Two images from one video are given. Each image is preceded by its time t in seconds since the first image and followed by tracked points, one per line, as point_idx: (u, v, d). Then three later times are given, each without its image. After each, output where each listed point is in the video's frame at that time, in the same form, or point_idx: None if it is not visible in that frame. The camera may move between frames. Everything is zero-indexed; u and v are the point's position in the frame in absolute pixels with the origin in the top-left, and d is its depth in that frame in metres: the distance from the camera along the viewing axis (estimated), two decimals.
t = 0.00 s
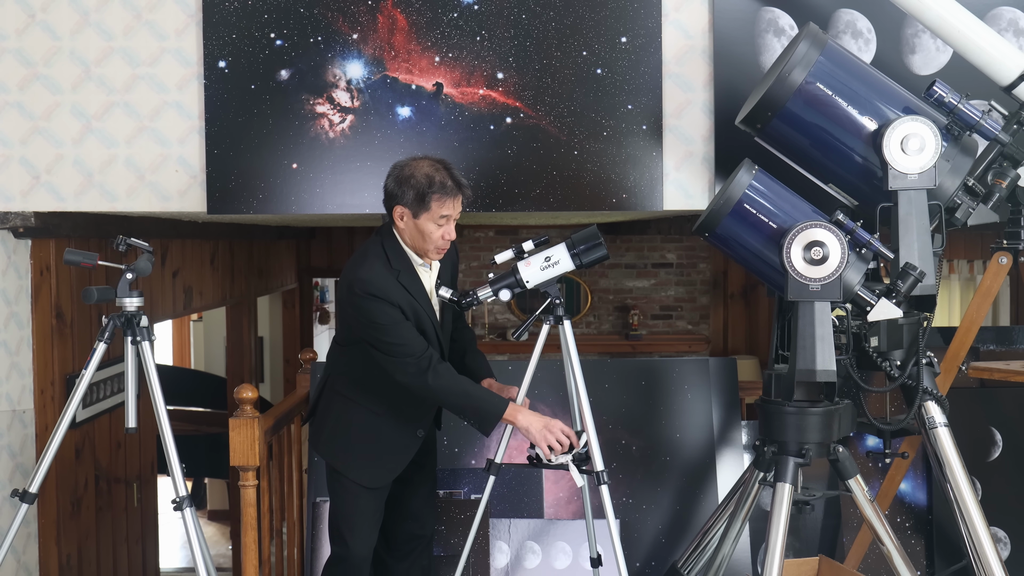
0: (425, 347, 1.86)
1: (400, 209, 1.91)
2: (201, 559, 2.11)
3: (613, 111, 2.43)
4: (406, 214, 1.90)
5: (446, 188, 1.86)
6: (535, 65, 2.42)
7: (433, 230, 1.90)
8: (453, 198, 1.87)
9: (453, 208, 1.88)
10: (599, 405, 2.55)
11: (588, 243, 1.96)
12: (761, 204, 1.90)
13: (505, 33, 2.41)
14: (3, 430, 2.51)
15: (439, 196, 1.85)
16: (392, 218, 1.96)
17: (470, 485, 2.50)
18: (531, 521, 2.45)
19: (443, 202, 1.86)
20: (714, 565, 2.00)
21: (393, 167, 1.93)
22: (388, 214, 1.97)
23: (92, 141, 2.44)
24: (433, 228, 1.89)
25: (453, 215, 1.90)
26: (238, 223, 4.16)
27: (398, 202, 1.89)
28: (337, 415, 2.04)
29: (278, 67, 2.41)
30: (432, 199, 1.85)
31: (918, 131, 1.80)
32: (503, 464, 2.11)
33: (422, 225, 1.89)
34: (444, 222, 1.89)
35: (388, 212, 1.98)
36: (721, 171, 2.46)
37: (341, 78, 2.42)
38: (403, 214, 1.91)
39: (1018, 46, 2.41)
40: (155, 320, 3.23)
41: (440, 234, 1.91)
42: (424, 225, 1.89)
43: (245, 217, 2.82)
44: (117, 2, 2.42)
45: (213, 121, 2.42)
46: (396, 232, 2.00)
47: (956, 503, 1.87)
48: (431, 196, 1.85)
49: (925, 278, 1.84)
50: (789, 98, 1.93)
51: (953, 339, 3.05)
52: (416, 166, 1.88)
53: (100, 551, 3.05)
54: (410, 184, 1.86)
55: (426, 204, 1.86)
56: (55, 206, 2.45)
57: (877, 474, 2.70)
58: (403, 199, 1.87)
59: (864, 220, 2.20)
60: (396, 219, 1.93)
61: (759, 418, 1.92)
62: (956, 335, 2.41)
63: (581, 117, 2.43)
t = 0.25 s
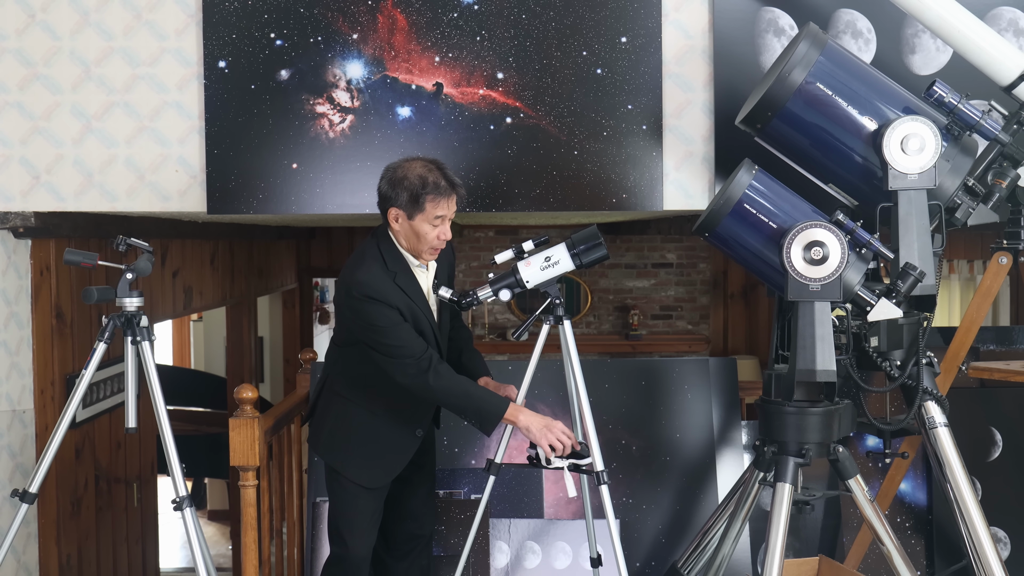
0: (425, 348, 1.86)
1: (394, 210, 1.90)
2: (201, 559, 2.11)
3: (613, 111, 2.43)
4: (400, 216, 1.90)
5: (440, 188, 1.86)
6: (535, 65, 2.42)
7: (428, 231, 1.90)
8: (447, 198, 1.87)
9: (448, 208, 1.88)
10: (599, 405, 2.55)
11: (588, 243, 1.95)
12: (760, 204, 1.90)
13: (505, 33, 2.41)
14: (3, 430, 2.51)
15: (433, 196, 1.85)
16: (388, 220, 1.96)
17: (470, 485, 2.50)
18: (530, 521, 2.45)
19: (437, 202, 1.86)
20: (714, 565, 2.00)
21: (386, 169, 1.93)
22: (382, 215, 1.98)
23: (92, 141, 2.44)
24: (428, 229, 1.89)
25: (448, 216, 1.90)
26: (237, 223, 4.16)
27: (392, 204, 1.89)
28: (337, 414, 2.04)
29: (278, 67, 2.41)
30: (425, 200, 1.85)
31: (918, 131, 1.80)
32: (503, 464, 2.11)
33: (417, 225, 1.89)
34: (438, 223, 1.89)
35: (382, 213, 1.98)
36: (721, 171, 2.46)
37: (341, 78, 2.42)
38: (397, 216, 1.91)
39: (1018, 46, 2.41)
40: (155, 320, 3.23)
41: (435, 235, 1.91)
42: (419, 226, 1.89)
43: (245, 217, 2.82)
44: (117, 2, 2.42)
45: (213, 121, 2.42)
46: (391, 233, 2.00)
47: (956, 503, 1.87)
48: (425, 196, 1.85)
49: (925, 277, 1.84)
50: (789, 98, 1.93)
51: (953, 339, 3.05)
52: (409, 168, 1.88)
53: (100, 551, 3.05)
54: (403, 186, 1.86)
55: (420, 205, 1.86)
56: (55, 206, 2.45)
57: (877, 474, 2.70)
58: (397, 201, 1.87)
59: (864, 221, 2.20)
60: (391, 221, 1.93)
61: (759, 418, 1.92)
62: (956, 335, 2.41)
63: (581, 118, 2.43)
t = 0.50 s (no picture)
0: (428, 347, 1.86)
1: (390, 213, 1.91)
2: (201, 559, 2.11)
3: (613, 111, 2.43)
4: (397, 218, 1.91)
5: (435, 189, 1.86)
6: (535, 65, 2.42)
7: (426, 231, 1.90)
8: (443, 198, 1.88)
9: (444, 208, 1.88)
10: (599, 405, 2.55)
11: (588, 243, 1.95)
12: (760, 204, 1.90)
13: (505, 33, 2.41)
14: (3, 430, 2.51)
15: (429, 198, 1.86)
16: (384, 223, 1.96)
17: (470, 485, 2.50)
18: (530, 521, 2.45)
19: (434, 203, 1.86)
20: (714, 565, 2.00)
21: (379, 173, 1.93)
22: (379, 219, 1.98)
23: (92, 141, 2.44)
24: (426, 230, 1.90)
25: (444, 215, 1.90)
26: (237, 223, 4.16)
27: (388, 207, 1.89)
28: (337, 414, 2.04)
29: (278, 67, 2.41)
30: (422, 201, 1.85)
31: (918, 131, 1.80)
32: (503, 464, 2.11)
33: (414, 227, 1.89)
34: (435, 223, 1.90)
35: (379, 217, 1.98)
36: (721, 171, 2.46)
37: (341, 78, 2.42)
38: (394, 219, 1.91)
39: (1018, 46, 2.40)
40: (155, 320, 3.23)
41: (433, 235, 1.91)
42: (416, 227, 1.90)
43: (245, 217, 2.82)
44: (117, 2, 2.42)
45: (213, 122, 2.42)
46: (389, 236, 2.00)
47: (956, 503, 1.87)
48: (421, 198, 1.85)
49: (925, 277, 1.84)
50: (789, 98, 1.93)
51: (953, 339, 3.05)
52: (403, 169, 1.88)
53: (100, 551, 3.05)
54: (399, 189, 1.86)
55: (416, 206, 1.87)
56: (55, 206, 2.45)
57: (877, 474, 2.70)
58: (393, 203, 1.87)
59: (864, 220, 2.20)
60: (388, 224, 1.93)
61: (759, 418, 1.92)
62: (956, 335, 2.41)
63: (581, 118, 2.43)
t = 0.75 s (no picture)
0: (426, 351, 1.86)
1: (390, 216, 1.91)
2: (201, 559, 2.11)
3: (613, 111, 2.43)
4: (396, 221, 1.91)
5: (435, 191, 1.86)
6: (535, 65, 2.42)
7: (426, 234, 1.90)
8: (443, 201, 1.88)
9: (444, 211, 1.89)
10: (598, 405, 2.55)
11: (588, 243, 1.95)
12: (760, 204, 1.90)
13: (505, 33, 2.41)
14: (3, 430, 2.51)
15: (429, 200, 1.86)
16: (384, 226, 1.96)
17: (470, 485, 2.50)
18: (531, 521, 2.45)
19: (434, 206, 1.87)
20: (714, 565, 2.00)
21: (379, 175, 1.93)
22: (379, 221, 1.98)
23: (92, 141, 2.44)
24: (425, 232, 1.90)
25: (444, 218, 1.90)
26: (237, 223, 4.16)
27: (388, 209, 1.89)
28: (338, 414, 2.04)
29: (278, 67, 2.41)
30: (421, 204, 1.86)
31: (918, 131, 1.80)
32: (503, 464, 2.11)
33: (414, 230, 1.90)
34: (435, 225, 1.90)
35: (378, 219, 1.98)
36: (721, 171, 2.46)
37: (341, 78, 2.42)
38: (394, 221, 1.92)
39: (1018, 46, 2.40)
40: (155, 320, 3.23)
41: (433, 237, 1.91)
42: (416, 230, 1.90)
43: (245, 217, 2.82)
44: (116, 2, 2.42)
45: (213, 122, 2.42)
46: (389, 238, 2.00)
47: (956, 503, 1.87)
48: (420, 201, 1.85)
49: (925, 277, 1.84)
50: (789, 98, 1.93)
51: (953, 339, 3.05)
52: (402, 172, 1.88)
53: (100, 551, 3.05)
54: (398, 191, 1.86)
55: (416, 209, 1.87)
56: (55, 206, 2.45)
57: (877, 474, 2.70)
58: (392, 206, 1.87)
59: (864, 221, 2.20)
60: (388, 227, 1.94)
61: (759, 418, 1.92)
62: (956, 335, 2.41)
63: (582, 117, 2.43)
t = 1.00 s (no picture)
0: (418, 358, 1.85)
1: (389, 215, 1.91)
2: (201, 559, 2.11)
3: (613, 111, 2.43)
4: (395, 220, 1.91)
5: (434, 192, 1.86)
6: (535, 65, 2.42)
7: (424, 234, 1.90)
8: (442, 202, 1.87)
9: (442, 212, 1.88)
10: (598, 405, 2.55)
11: (588, 243, 1.95)
12: (761, 204, 1.90)
13: (505, 33, 2.41)
14: (3, 430, 2.51)
15: (428, 201, 1.86)
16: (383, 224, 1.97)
17: (470, 485, 2.50)
18: (531, 521, 2.45)
19: (432, 206, 1.86)
20: (714, 565, 2.00)
21: (379, 174, 1.93)
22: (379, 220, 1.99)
23: (92, 141, 2.44)
24: (423, 232, 1.90)
25: (443, 219, 1.90)
26: (237, 224, 4.16)
27: (387, 209, 1.89)
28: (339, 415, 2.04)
29: (278, 67, 2.41)
30: (420, 204, 1.85)
31: (918, 131, 1.80)
32: (503, 464, 2.11)
33: (412, 230, 1.90)
34: (434, 226, 1.90)
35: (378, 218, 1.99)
36: (721, 171, 2.46)
37: (341, 78, 2.42)
38: (393, 220, 1.92)
39: (1018, 46, 2.40)
40: (155, 320, 3.23)
41: (431, 238, 1.92)
42: (414, 230, 1.90)
43: (245, 217, 2.82)
44: (116, 2, 2.42)
45: (213, 122, 2.42)
46: (388, 237, 2.01)
47: (956, 503, 1.87)
48: (419, 201, 1.85)
49: (925, 277, 1.84)
50: (789, 98, 1.93)
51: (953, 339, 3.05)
52: (401, 173, 1.88)
53: (100, 551, 3.05)
54: (396, 192, 1.86)
55: (414, 209, 1.87)
56: (55, 206, 2.45)
57: (877, 474, 2.70)
58: (391, 206, 1.88)
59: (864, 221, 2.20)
60: (386, 226, 1.94)
61: (759, 418, 1.92)
62: (956, 335, 2.41)
63: (582, 117, 2.43)
